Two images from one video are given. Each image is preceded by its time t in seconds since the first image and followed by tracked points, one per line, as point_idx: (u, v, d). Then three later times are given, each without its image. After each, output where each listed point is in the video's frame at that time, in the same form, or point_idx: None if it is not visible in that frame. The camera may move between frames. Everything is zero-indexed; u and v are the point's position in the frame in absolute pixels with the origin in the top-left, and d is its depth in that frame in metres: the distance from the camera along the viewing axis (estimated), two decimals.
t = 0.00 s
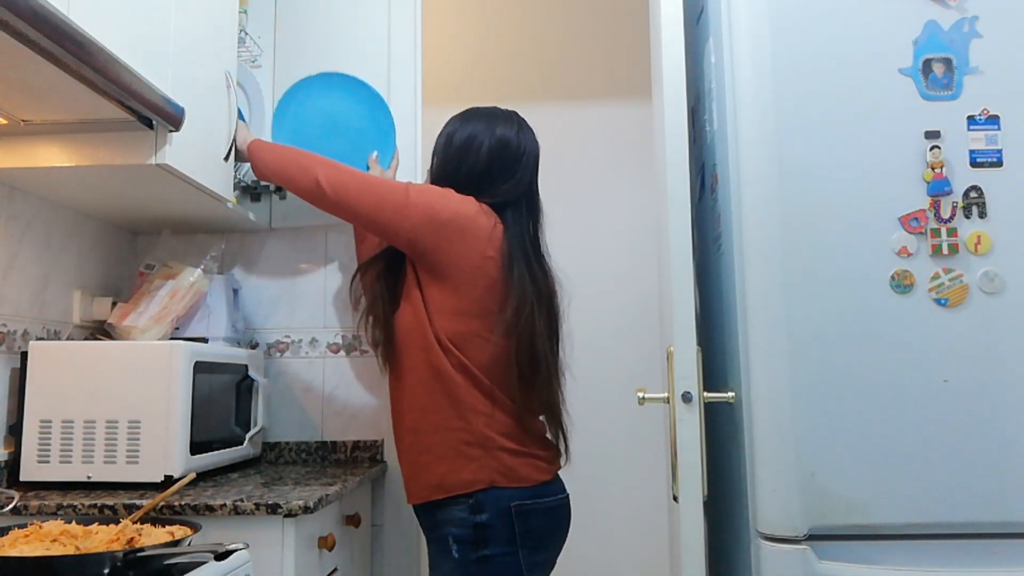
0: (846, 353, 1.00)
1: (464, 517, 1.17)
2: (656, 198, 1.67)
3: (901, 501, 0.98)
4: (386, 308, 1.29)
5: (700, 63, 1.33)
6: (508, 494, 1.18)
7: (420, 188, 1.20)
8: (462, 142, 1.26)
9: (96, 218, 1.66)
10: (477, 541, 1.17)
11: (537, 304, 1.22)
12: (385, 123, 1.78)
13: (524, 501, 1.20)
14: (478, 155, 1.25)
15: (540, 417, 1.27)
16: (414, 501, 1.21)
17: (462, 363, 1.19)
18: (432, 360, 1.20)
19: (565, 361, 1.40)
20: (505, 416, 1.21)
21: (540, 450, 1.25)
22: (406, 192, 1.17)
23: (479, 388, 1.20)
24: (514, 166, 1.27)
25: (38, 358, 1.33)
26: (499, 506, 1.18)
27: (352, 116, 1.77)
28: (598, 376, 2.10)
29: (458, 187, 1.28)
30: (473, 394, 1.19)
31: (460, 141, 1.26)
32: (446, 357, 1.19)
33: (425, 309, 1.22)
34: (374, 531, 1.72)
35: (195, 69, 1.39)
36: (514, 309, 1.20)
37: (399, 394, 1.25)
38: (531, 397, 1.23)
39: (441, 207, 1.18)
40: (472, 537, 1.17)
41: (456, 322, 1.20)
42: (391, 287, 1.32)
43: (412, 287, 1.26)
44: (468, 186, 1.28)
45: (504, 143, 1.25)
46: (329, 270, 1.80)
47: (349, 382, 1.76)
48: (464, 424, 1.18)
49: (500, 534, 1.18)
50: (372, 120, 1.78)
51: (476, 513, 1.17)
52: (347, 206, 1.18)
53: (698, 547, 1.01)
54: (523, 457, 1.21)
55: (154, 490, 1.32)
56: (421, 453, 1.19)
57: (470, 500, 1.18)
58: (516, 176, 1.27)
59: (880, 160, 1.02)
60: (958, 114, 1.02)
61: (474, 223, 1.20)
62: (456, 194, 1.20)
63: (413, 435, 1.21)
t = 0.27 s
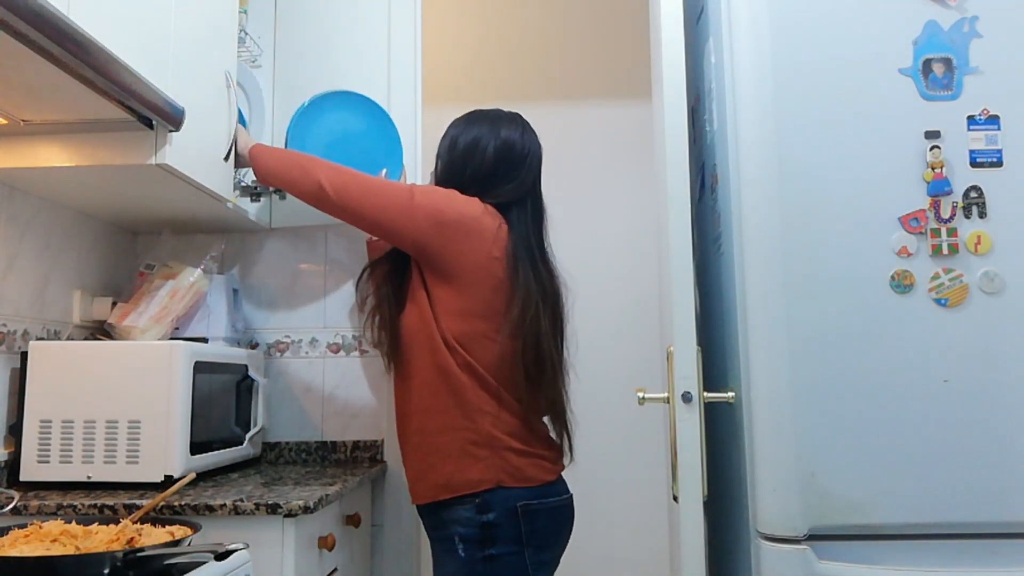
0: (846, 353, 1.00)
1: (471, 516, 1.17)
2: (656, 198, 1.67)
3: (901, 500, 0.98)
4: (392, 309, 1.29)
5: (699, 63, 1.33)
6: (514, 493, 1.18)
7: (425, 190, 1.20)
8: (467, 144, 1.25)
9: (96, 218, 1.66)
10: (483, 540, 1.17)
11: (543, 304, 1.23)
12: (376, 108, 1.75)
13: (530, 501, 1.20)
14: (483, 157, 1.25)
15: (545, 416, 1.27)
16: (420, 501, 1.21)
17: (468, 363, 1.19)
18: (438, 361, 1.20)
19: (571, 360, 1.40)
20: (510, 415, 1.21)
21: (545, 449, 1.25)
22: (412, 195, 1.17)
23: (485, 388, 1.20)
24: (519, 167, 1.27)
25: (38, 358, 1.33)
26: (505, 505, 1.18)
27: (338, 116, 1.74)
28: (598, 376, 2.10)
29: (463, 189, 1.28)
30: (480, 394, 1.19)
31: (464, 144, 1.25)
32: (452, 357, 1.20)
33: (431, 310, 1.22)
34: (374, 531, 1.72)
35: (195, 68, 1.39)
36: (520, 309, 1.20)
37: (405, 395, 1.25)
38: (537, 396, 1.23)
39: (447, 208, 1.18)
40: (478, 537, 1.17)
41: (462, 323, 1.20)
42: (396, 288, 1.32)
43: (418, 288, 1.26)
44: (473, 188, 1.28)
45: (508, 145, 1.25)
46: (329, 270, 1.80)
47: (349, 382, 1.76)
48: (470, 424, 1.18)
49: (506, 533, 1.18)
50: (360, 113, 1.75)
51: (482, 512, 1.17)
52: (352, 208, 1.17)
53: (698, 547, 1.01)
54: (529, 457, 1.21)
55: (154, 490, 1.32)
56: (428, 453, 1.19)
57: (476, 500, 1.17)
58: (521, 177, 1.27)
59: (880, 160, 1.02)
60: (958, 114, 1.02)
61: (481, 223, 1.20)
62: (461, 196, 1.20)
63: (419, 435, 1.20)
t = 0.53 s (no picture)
0: (846, 352, 1.00)
1: (470, 515, 1.15)
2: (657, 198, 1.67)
3: (901, 500, 0.98)
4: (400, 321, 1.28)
5: (699, 63, 1.33)
6: (518, 495, 1.17)
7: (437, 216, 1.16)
8: (474, 147, 1.24)
9: (96, 218, 1.66)
10: (483, 539, 1.16)
11: (549, 306, 1.23)
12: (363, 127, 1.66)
13: (530, 501, 1.19)
14: (493, 160, 1.24)
15: (548, 418, 1.27)
16: (422, 507, 1.20)
17: (477, 372, 1.18)
18: (447, 371, 1.19)
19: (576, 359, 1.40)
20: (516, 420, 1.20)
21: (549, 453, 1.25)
22: (430, 235, 1.12)
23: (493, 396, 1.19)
24: (527, 170, 1.26)
25: (38, 358, 1.33)
26: (506, 505, 1.16)
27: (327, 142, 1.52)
28: (598, 376, 2.10)
29: (472, 195, 1.25)
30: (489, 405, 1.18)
31: (472, 147, 1.24)
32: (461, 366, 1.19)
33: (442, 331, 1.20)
34: (374, 531, 1.72)
35: (195, 68, 1.39)
36: (530, 315, 1.20)
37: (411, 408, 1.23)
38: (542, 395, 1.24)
39: (462, 234, 1.15)
40: (478, 536, 1.15)
41: (473, 338, 1.19)
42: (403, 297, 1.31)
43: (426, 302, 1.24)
44: (483, 193, 1.25)
45: (516, 148, 1.25)
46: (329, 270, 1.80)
47: (348, 382, 1.76)
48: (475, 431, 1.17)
49: (507, 531, 1.16)
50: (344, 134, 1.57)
51: (483, 512, 1.16)
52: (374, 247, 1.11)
53: (698, 547, 1.01)
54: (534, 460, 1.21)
55: (154, 490, 1.32)
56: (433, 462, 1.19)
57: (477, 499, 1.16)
58: (528, 180, 1.27)
59: (880, 160, 1.02)
60: (958, 114, 1.02)
61: (493, 239, 1.18)
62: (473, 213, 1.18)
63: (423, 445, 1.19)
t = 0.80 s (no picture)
0: (846, 352, 1.00)
1: (471, 516, 1.15)
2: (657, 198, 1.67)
3: (902, 500, 0.98)
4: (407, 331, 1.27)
5: (699, 63, 1.33)
6: (519, 495, 1.17)
7: (467, 256, 1.14)
8: (478, 147, 1.24)
9: (96, 218, 1.66)
10: (484, 539, 1.15)
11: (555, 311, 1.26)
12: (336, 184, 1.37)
13: (531, 502, 1.18)
14: (499, 159, 1.24)
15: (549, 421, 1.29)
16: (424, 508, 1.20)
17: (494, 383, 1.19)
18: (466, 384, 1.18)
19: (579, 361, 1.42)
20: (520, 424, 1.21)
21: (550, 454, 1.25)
22: (478, 291, 1.11)
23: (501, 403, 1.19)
24: (531, 170, 1.26)
25: (38, 358, 1.33)
26: (507, 505, 1.16)
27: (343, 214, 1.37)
28: (598, 376, 2.10)
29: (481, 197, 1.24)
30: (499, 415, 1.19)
31: (476, 146, 1.24)
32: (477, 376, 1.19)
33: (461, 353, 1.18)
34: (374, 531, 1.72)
35: (195, 68, 1.39)
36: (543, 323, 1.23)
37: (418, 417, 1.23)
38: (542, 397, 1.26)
39: (495, 272, 1.14)
40: (479, 536, 1.15)
41: (494, 357, 1.19)
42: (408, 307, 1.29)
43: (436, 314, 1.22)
44: (492, 194, 1.24)
45: (520, 146, 1.25)
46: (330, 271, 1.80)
47: (349, 382, 1.76)
48: (482, 436, 1.17)
49: (507, 532, 1.16)
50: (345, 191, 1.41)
51: (484, 512, 1.15)
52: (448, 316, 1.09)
53: (698, 547, 1.01)
54: (537, 463, 1.21)
55: (154, 490, 1.32)
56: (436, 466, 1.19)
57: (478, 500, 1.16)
58: (532, 180, 1.27)
59: (880, 160, 1.02)
60: (958, 113, 1.02)
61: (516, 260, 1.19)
62: (498, 243, 1.17)
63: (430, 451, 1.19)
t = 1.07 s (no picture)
0: (846, 352, 1.00)
1: (482, 517, 1.15)
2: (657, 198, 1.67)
3: (902, 500, 0.98)
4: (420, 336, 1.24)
5: (699, 63, 1.33)
6: (528, 496, 1.18)
7: (502, 275, 1.13)
8: (482, 146, 1.23)
9: (96, 218, 1.66)
10: (495, 540, 1.15)
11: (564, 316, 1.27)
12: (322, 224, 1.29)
13: (539, 503, 1.20)
14: (506, 158, 1.23)
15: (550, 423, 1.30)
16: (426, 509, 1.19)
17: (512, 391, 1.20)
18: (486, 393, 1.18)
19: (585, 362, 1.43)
20: (531, 428, 1.22)
21: (553, 456, 1.27)
22: (522, 313, 1.11)
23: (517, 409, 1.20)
24: (536, 169, 1.27)
25: (38, 358, 1.33)
26: (518, 508, 1.17)
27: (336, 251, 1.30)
28: (598, 376, 2.10)
29: (490, 198, 1.23)
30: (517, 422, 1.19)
31: (482, 145, 1.23)
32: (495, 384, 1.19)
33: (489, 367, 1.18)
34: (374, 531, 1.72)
35: (195, 68, 1.39)
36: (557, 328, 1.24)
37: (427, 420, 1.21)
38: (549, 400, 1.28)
39: (530, 289, 1.14)
40: (490, 537, 1.15)
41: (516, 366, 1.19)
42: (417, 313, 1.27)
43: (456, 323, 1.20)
44: (502, 195, 1.23)
45: (524, 144, 1.25)
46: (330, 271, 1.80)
47: (349, 382, 1.76)
48: (496, 440, 1.17)
49: (518, 533, 1.16)
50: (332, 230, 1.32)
51: (494, 513, 1.15)
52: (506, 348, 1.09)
53: (698, 548, 1.01)
54: (543, 464, 1.23)
55: (154, 490, 1.32)
56: (447, 469, 1.17)
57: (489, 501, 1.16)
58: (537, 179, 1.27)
59: (880, 159, 1.02)
60: (958, 113, 1.02)
61: (540, 271, 1.19)
62: (527, 257, 1.17)
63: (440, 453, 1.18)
